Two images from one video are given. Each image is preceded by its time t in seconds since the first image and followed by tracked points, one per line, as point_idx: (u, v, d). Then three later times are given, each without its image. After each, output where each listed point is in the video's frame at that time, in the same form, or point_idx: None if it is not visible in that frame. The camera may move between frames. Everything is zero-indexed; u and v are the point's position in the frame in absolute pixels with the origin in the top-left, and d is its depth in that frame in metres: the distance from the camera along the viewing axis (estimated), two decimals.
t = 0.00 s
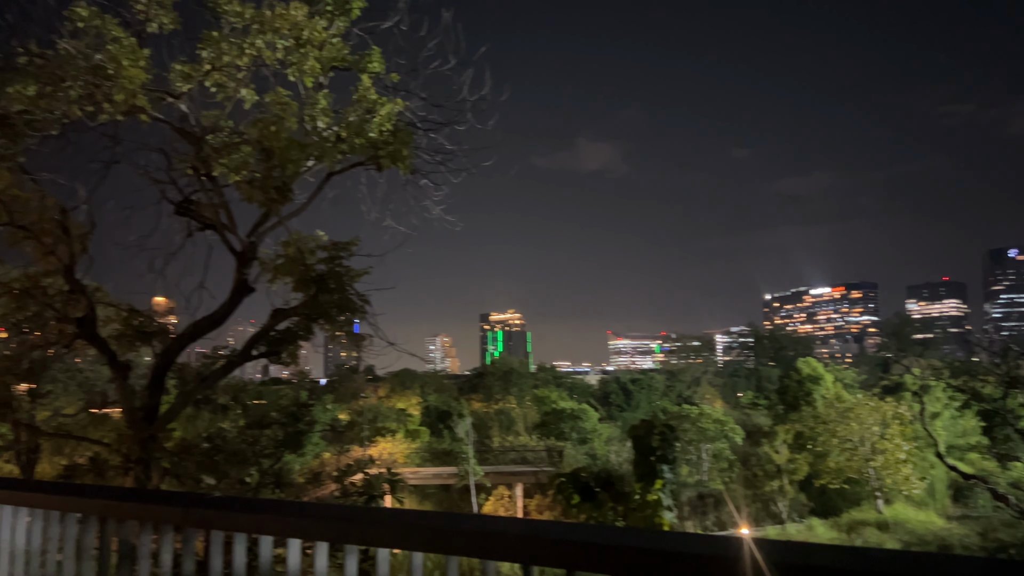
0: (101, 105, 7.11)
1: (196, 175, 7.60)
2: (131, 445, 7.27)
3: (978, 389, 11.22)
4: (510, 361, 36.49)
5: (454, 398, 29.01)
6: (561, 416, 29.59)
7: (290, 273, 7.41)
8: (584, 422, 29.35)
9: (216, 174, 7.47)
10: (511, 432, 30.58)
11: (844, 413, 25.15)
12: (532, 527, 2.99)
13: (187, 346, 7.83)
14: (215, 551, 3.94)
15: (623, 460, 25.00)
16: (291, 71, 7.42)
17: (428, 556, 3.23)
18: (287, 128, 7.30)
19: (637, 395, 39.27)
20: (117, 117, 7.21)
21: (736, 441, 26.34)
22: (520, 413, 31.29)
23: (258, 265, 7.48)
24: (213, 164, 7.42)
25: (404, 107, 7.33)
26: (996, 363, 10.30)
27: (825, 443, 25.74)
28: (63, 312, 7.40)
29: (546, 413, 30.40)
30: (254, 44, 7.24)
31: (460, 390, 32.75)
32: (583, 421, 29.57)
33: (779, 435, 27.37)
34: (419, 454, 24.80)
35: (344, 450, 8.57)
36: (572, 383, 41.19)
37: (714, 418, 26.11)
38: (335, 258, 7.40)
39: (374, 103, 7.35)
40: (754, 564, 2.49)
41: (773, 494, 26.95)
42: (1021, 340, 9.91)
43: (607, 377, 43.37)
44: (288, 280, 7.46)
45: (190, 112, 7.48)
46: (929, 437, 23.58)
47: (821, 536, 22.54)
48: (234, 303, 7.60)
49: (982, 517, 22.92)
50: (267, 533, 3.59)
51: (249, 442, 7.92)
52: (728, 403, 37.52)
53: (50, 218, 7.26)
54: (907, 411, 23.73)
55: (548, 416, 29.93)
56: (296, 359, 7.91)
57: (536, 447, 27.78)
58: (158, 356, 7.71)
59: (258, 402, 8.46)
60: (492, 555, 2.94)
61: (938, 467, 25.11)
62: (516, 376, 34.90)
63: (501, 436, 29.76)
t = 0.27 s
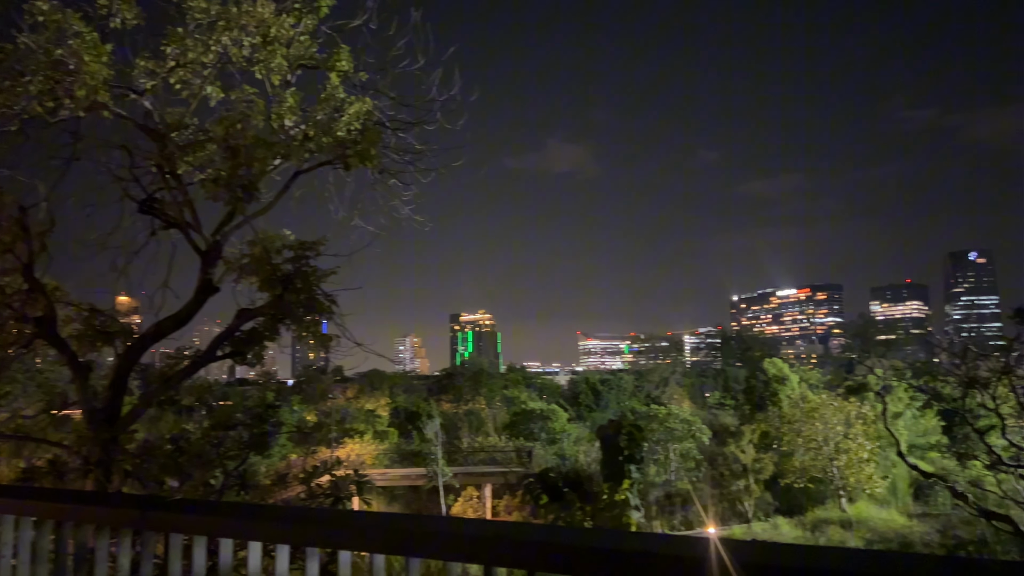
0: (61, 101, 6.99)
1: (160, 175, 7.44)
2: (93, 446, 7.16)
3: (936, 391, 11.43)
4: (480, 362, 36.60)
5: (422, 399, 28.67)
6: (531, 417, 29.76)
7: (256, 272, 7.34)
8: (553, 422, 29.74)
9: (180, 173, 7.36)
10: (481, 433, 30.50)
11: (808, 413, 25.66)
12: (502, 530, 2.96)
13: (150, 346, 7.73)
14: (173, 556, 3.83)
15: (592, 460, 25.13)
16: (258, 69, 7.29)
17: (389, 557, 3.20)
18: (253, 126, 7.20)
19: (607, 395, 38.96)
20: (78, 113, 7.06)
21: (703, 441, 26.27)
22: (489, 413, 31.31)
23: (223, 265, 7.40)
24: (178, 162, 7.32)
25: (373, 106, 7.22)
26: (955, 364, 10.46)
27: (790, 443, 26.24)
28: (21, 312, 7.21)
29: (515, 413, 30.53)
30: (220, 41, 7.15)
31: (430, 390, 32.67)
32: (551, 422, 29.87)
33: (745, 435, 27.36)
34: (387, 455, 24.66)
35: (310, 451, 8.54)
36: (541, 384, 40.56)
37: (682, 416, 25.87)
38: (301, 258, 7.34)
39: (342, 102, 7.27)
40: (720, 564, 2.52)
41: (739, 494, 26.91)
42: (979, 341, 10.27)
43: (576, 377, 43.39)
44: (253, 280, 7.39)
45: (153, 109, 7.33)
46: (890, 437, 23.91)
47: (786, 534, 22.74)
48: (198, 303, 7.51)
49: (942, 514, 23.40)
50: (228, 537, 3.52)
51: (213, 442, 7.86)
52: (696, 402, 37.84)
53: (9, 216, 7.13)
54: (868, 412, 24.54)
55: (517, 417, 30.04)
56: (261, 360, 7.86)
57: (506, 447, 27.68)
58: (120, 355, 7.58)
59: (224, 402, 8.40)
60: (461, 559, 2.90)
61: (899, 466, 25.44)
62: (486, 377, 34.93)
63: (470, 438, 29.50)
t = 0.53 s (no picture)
0: (24, 96, 6.87)
1: (125, 173, 7.37)
2: (53, 449, 6.91)
3: (902, 391, 11.80)
4: (450, 364, 36.49)
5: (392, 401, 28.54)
6: (501, 418, 29.88)
7: (223, 273, 7.25)
8: (523, 424, 29.84)
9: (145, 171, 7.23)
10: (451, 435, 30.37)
11: (774, 414, 25.28)
12: (472, 531, 2.95)
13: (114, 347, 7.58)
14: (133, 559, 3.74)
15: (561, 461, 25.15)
16: (225, 67, 7.16)
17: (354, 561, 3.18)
18: (220, 124, 7.04)
19: (577, 395, 38.13)
20: (41, 110, 6.94)
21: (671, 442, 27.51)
22: (460, 414, 31.31)
23: (189, 265, 7.29)
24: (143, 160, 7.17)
25: (341, 106, 7.18)
26: (918, 365, 10.89)
27: (757, 444, 25.85)
28: None
29: (485, 415, 30.67)
30: (186, 38, 7.04)
31: (400, 393, 32.58)
32: (522, 423, 29.93)
33: (713, 436, 27.56)
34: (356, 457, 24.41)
35: (278, 454, 8.50)
36: (512, 385, 40.32)
37: (651, 418, 27.12)
38: (268, 258, 7.28)
39: (311, 101, 7.24)
40: (687, 565, 2.50)
41: (707, 494, 26.99)
42: (940, 343, 10.68)
43: (546, 378, 43.33)
44: (220, 280, 7.30)
45: (118, 106, 7.25)
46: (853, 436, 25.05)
47: (752, 534, 22.91)
48: (163, 303, 7.39)
49: (905, 514, 23.87)
50: (187, 539, 3.47)
51: (179, 446, 7.77)
52: (665, 404, 38.16)
53: None
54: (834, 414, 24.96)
55: (488, 418, 30.29)
56: (227, 362, 7.75)
57: (476, 449, 27.59)
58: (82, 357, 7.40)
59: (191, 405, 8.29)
60: (430, 563, 2.88)
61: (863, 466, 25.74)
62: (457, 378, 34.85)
63: (440, 440, 29.02)
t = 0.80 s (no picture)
0: None
1: (89, 172, 7.25)
2: (12, 453, 6.72)
3: (867, 393, 12.04)
4: (422, 366, 36.29)
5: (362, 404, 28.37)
6: (472, 420, 29.66)
7: (189, 274, 7.14)
8: (495, 426, 29.64)
9: (111, 171, 7.12)
10: (422, 437, 30.18)
11: (742, 415, 25.32)
12: (446, 536, 2.94)
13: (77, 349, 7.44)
14: (92, 565, 3.67)
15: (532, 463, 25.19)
16: (194, 66, 7.05)
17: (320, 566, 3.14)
18: (187, 124, 6.91)
19: (548, 398, 37.87)
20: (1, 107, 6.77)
21: (641, 442, 27.30)
22: (431, 417, 31.23)
23: (154, 266, 7.18)
24: (108, 160, 7.04)
25: (311, 107, 7.09)
26: (883, 367, 11.10)
27: (725, 445, 25.93)
28: None
29: (457, 417, 30.41)
30: (153, 36, 6.95)
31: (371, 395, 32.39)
32: (493, 427, 29.71)
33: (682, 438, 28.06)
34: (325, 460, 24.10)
35: (245, 457, 8.48)
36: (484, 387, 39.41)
37: (621, 420, 26.64)
38: (236, 259, 7.20)
39: (280, 101, 7.10)
40: (656, 566, 2.50)
41: (676, 495, 27.48)
42: (904, 346, 11.04)
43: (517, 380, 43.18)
44: (186, 281, 7.20)
45: (83, 105, 7.17)
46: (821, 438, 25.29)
47: (720, 536, 23.05)
48: (128, 305, 7.28)
49: (870, 514, 24.27)
50: (144, 543, 3.41)
51: (144, 449, 7.71)
52: (635, 406, 38.44)
53: None
54: (802, 415, 24.63)
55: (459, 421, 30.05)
56: (194, 364, 7.66)
57: (447, 452, 27.43)
58: (44, 358, 7.25)
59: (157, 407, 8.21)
60: (402, 567, 2.86)
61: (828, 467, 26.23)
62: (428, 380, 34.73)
63: (411, 443, 29.34)
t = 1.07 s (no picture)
0: None
1: (53, 172, 7.09)
2: None
3: (835, 397, 12.23)
4: (393, 371, 36.11)
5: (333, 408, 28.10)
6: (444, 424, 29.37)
7: (157, 276, 7.04)
8: (467, 430, 29.34)
9: (76, 171, 6.94)
10: (393, 442, 30.02)
11: (713, 418, 25.55)
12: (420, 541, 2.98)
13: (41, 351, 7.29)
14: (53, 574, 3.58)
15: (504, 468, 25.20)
16: (163, 66, 6.91)
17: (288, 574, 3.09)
18: (156, 125, 6.77)
19: (521, 401, 37.59)
20: None
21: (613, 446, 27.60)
22: (402, 421, 31.06)
23: (121, 267, 7.06)
24: (75, 159, 6.87)
25: (282, 108, 7.01)
26: (851, 372, 11.44)
27: (695, 448, 26.09)
28: None
29: (429, 421, 30.08)
30: (121, 36, 6.83)
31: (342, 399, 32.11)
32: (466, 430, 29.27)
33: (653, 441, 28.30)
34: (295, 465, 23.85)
35: (212, 462, 8.39)
36: (456, 391, 39.33)
37: (593, 424, 26.81)
38: (204, 262, 7.11)
39: (251, 102, 7.05)
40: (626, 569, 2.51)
41: (647, 499, 27.64)
42: (870, 351, 11.33)
43: (490, 384, 43.11)
44: (153, 284, 7.09)
45: (47, 103, 7.01)
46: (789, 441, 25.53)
47: (690, 539, 23.17)
48: (93, 307, 7.15)
49: (838, 516, 24.54)
50: (92, 549, 3.34)
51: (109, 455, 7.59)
52: (607, 410, 38.59)
53: None
54: (771, 419, 25.04)
55: (431, 425, 29.70)
56: (161, 368, 7.55)
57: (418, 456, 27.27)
58: (6, 361, 7.06)
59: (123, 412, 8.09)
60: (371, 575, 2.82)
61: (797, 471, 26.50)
62: (399, 385, 34.62)
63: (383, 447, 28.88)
